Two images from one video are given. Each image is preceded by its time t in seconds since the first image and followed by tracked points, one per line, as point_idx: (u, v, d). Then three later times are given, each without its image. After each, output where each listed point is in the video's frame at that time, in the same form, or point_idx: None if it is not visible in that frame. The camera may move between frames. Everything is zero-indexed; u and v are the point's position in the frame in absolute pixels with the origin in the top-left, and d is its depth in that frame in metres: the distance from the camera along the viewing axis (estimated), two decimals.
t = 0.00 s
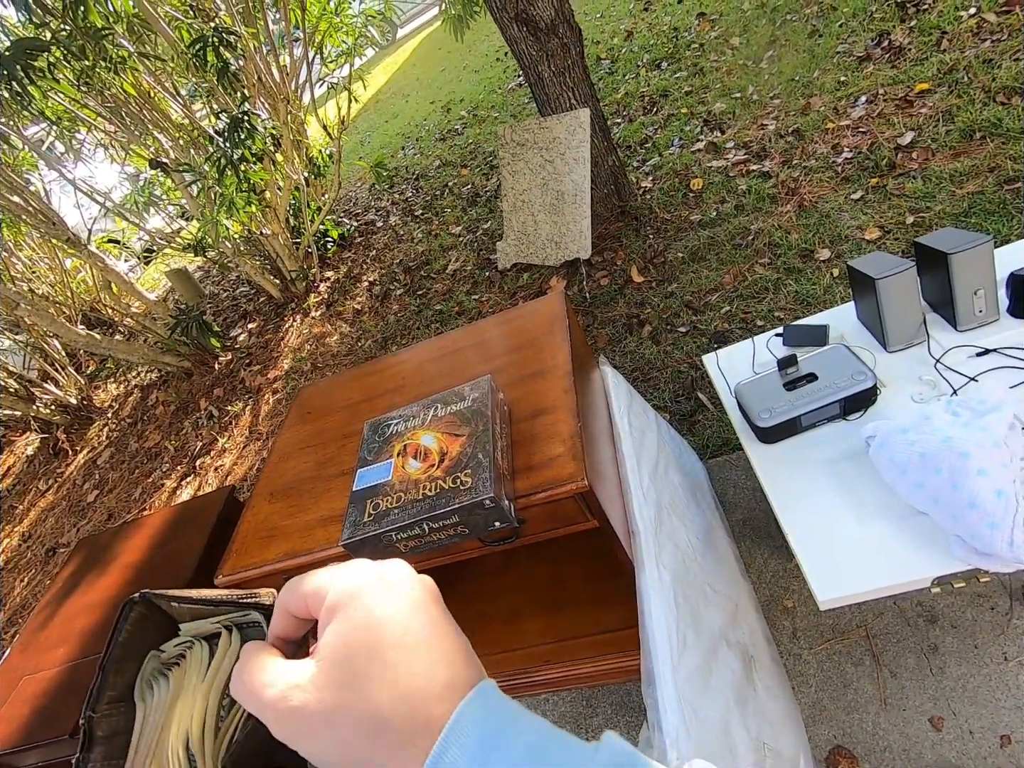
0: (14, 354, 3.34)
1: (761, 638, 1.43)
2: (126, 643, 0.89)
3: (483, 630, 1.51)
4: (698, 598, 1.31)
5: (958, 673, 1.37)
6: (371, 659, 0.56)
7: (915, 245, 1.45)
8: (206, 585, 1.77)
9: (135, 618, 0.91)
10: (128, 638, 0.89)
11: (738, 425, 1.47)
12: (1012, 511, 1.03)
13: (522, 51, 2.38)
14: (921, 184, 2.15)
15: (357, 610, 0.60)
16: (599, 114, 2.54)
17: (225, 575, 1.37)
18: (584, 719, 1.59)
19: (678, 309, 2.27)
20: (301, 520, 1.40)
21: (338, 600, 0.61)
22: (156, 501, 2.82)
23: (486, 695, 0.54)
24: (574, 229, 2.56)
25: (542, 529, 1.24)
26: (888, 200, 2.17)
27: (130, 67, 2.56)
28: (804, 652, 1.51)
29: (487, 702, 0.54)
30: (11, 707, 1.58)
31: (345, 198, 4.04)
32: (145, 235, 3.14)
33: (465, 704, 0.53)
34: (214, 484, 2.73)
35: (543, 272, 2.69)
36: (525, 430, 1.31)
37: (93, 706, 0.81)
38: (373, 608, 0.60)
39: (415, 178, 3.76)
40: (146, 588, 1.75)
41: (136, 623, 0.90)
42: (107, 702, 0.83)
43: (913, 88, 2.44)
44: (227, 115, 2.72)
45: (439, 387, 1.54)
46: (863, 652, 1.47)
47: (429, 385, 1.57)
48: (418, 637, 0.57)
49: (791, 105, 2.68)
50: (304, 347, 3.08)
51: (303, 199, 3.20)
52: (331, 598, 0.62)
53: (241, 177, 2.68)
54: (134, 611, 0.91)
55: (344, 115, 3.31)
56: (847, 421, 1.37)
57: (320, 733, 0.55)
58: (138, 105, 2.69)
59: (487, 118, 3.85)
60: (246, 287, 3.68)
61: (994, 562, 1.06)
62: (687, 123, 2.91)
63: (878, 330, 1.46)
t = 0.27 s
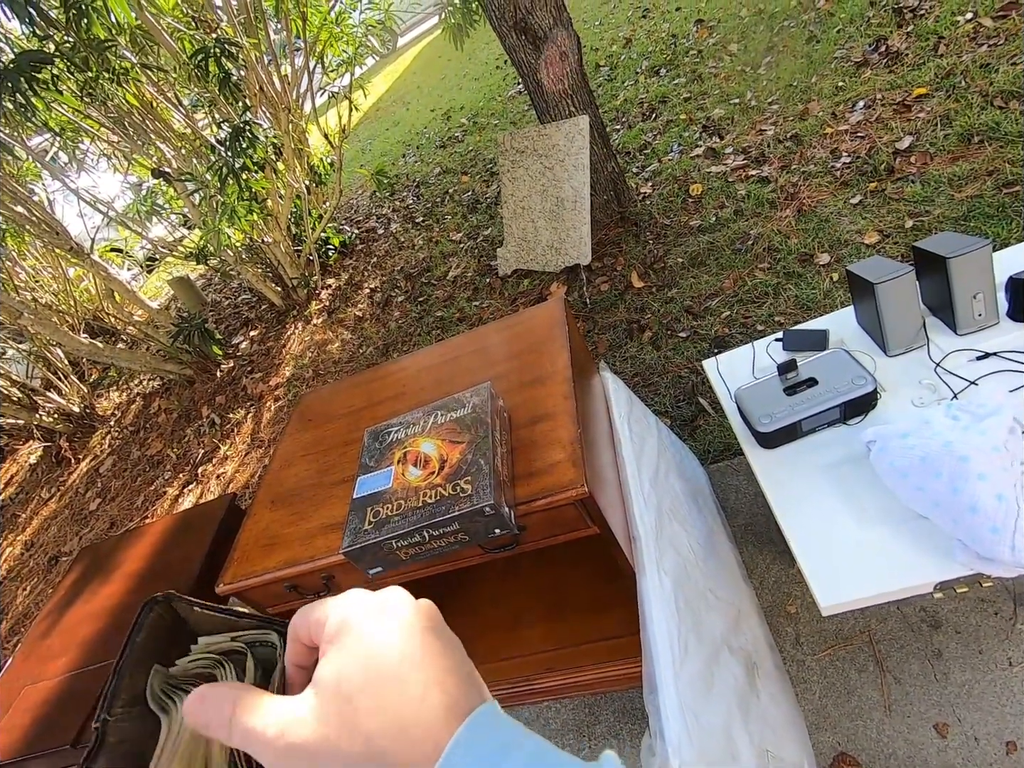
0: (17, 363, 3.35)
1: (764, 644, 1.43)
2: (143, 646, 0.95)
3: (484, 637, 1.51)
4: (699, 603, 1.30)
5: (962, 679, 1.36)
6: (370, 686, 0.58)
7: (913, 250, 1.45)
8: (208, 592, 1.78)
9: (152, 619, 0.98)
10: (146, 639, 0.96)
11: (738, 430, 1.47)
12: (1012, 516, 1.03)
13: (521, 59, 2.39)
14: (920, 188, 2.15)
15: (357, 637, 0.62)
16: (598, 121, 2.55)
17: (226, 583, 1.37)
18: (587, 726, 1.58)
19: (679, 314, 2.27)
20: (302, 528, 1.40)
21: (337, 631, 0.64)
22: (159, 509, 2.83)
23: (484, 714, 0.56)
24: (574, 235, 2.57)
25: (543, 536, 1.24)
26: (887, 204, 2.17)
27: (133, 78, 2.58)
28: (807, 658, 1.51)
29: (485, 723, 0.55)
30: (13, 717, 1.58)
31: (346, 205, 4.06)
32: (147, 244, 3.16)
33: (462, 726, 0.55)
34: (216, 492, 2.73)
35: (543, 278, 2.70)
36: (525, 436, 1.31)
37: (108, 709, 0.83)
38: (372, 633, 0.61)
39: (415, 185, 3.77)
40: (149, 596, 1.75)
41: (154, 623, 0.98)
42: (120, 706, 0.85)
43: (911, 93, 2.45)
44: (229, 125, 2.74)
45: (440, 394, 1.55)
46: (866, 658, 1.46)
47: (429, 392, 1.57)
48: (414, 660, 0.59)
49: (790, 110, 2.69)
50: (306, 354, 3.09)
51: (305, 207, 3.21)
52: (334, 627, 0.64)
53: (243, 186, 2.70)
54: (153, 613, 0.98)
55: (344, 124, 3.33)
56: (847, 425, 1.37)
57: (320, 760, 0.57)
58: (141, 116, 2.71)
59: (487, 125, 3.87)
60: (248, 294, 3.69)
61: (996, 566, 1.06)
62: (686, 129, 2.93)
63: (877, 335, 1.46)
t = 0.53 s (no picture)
0: (22, 369, 3.37)
1: (768, 651, 1.42)
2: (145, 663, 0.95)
3: (487, 644, 1.50)
4: (703, 611, 1.30)
5: (970, 688, 1.35)
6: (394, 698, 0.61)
7: (916, 255, 1.45)
8: (211, 599, 1.78)
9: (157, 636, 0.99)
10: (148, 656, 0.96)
11: (742, 436, 1.46)
12: (1020, 522, 1.02)
13: (523, 65, 2.40)
14: (922, 192, 2.15)
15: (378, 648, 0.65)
16: (600, 127, 2.55)
17: (228, 591, 1.37)
18: (590, 736, 1.58)
19: (681, 319, 2.27)
20: (304, 535, 1.40)
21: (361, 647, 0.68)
22: (162, 515, 2.83)
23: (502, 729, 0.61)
24: (576, 241, 2.58)
25: (545, 543, 1.24)
26: (890, 208, 2.17)
27: (137, 87, 2.60)
28: (813, 666, 1.50)
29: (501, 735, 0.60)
30: (16, 725, 1.58)
31: (349, 212, 4.08)
32: (151, 251, 3.18)
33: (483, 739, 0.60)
34: (219, 498, 2.74)
35: (545, 283, 2.71)
36: (527, 443, 1.31)
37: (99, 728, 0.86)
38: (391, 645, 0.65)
39: (418, 192, 3.79)
40: (152, 604, 1.76)
41: (157, 641, 0.98)
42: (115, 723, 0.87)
43: (912, 97, 2.45)
44: (233, 132, 2.75)
45: (441, 401, 1.55)
46: (873, 666, 1.45)
47: (430, 399, 1.57)
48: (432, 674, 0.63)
49: (791, 115, 2.69)
50: (309, 360, 3.10)
51: (308, 213, 3.23)
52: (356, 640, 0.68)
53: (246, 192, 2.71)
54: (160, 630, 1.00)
55: (347, 130, 3.35)
56: (851, 431, 1.37)
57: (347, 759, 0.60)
58: (145, 124, 2.73)
59: (489, 132, 3.89)
60: (251, 300, 3.70)
61: (1004, 574, 1.05)
62: (687, 134, 2.93)
63: (881, 340, 1.46)
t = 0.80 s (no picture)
0: (26, 372, 3.38)
1: (773, 658, 1.41)
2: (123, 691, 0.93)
3: (490, 650, 1.50)
4: (708, 617, 1.29)
5: (977, 696, 1.33)
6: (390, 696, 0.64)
7: (922, 258, 1.44)
8: (213, 602, 1.78)
9: (135, 660, 0.96)
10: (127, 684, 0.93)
11: (747, 441, 1.46)
12: None
13: (526, 69, 2.40)
14: (927, 195, 2.14)
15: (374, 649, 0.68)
16: (603, 130, 2.56)
17: (230, 594, 1.37)
18: (593, 742, 1.57)
19: (684, 322, 2.27)
20: (306, 539, 1.39)
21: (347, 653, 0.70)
22: (165, 517, 2.83)
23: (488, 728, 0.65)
24: (579, 244, 2.58)
25: (548, 548, 1.23)
26: (894, 212, 2.16)
27: (143, 91, 2.61)
28: (818, 673, 1.48)
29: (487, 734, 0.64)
30: (18, 728, 1.58)
31: (352, 215, 4.08)
32: (156, 254, 3.19)
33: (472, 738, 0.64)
34: (222, 500, 2.74)
35: (548, 286, 2.71)
36: (530, 447, 1.30)
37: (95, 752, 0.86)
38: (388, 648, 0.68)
39: (421, 195, 3.79)
40: (155, 606, 1.76)
41: (136, 664, 0.96)
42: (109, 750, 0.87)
43: (917, 100, 2.44)
44: (237, 136, 2.76)
45: (444, 405, 1.54)
46: (879, 673, 1.44)
47: (433, 402, 1.57)
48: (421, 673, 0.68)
49: (795, 118, 2.69)
50: (312, 363, 3.10)
51: (311, 216, 3.23)
52: (339, 639, 0.70)
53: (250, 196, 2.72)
54: (136, 653, 0.97)
55: (351, 134, 3.36)
56: (856, 436, 1.36)
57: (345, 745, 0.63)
58: (150, 128, 2.74)
59: (492, 135, 3.89)
60: (255, 303, 3.71)
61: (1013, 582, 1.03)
62: (691, 138, 2.93)
63: (886, 344, 1.45)
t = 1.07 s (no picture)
0: (30, 370, 3.39)
1: (775, 658, 1.40)
2: (105, 707, 0.99)
3: (492, 649, 1.50)
4: (709, 617, 1.28)
5: (981, 697, 1.33)
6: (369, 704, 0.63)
7: (926, 257, 1.43)
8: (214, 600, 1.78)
9: (111, 677, 1.01)
10: (107, 700, 0.99)
11: (749, 440, 1.45)
12: None
13: (528, 67, 2.40)
14: (931, 194, 2.13)
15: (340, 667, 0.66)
16: (605, 129, 2.55)
17: (231, 592, 1.37)
18: (594, 741, 1.56)
19: (686, 322, 2.26)
20: (307, 538, 1.39)
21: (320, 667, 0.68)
22: (167, 515, 2.84)
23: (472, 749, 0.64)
24: (582, 243, 2.57)
25: (549, 548, 1.23)
26: (898, 210, 2.15)
27: (145, 89, 2.62)
28: (820, 673, 1.48)
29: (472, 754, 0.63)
30: (20, 726, 1.59)
31: (355, 213, 4.09)
32: (159, 252, 3.20)
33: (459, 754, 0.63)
34: (225, 498, 2.74)
35: (550, 285, 2.70)
36: (531, 446, 1.30)
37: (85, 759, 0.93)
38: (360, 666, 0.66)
39: (423, 193, 3.79)
40: (156, 605, 1.76)
41: (114, 678, 1.01)
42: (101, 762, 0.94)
43: (921, 98, 2.43)
44: (240, 134, 2.76)
45: (445, 404, 1.54)
46: (881, 674, 1.43)
47: (434, 402, 1.57)
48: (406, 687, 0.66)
49: (798, 117, 2.68)
50: (314, 361, 3.10)
51: (314, 215, 3.24)
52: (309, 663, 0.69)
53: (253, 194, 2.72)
54: (111, 667, 1.02)
55: (353, 132, 3.36)
56: (859, 436, 1.35)
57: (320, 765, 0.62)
58: (153, 126, 2.75)
59: (495, 133, 3.89)
60: (257, 302, 3.72)
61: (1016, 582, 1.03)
62: (693, 136, 2.92)
63: (890, 343, 1.44)
